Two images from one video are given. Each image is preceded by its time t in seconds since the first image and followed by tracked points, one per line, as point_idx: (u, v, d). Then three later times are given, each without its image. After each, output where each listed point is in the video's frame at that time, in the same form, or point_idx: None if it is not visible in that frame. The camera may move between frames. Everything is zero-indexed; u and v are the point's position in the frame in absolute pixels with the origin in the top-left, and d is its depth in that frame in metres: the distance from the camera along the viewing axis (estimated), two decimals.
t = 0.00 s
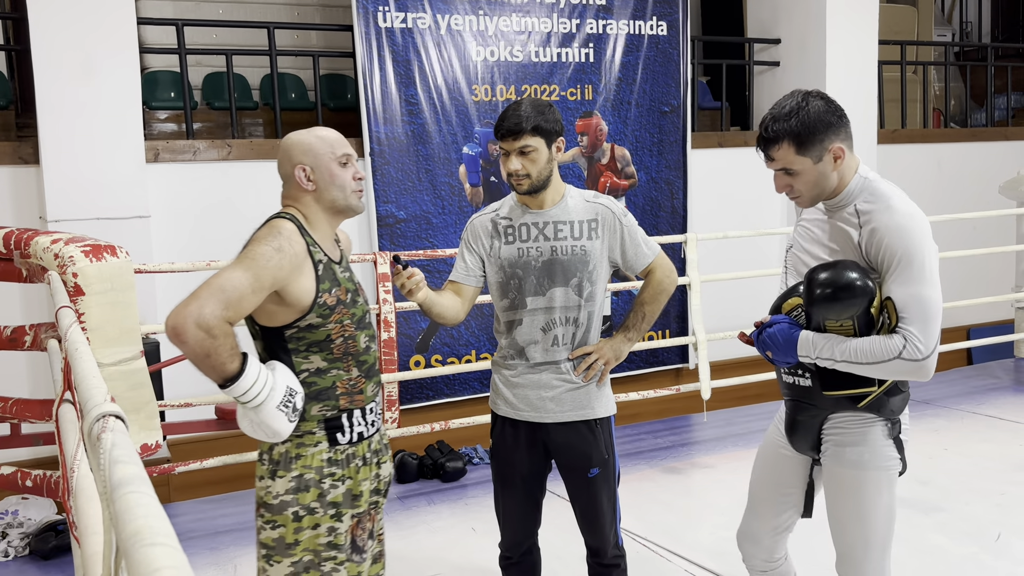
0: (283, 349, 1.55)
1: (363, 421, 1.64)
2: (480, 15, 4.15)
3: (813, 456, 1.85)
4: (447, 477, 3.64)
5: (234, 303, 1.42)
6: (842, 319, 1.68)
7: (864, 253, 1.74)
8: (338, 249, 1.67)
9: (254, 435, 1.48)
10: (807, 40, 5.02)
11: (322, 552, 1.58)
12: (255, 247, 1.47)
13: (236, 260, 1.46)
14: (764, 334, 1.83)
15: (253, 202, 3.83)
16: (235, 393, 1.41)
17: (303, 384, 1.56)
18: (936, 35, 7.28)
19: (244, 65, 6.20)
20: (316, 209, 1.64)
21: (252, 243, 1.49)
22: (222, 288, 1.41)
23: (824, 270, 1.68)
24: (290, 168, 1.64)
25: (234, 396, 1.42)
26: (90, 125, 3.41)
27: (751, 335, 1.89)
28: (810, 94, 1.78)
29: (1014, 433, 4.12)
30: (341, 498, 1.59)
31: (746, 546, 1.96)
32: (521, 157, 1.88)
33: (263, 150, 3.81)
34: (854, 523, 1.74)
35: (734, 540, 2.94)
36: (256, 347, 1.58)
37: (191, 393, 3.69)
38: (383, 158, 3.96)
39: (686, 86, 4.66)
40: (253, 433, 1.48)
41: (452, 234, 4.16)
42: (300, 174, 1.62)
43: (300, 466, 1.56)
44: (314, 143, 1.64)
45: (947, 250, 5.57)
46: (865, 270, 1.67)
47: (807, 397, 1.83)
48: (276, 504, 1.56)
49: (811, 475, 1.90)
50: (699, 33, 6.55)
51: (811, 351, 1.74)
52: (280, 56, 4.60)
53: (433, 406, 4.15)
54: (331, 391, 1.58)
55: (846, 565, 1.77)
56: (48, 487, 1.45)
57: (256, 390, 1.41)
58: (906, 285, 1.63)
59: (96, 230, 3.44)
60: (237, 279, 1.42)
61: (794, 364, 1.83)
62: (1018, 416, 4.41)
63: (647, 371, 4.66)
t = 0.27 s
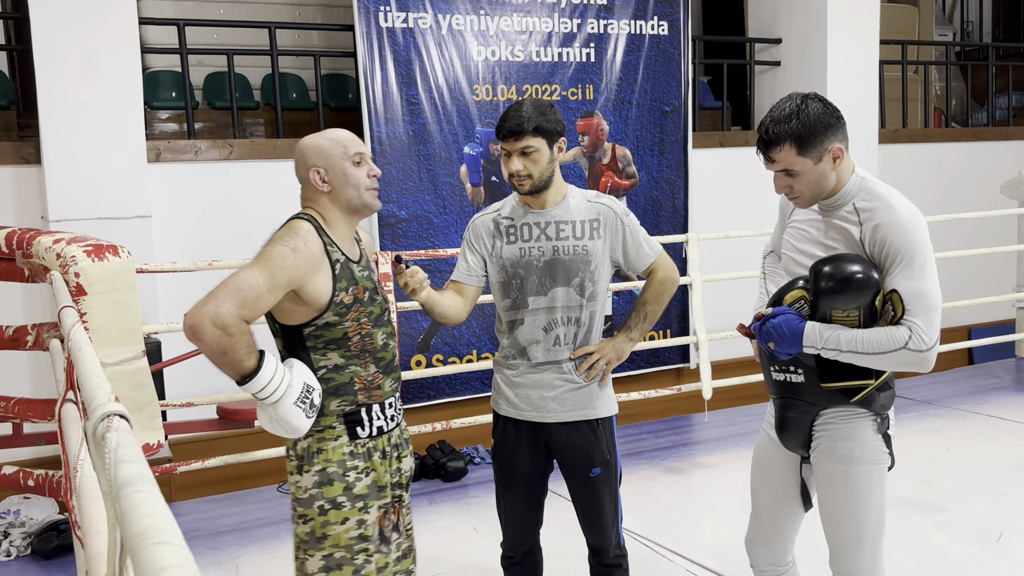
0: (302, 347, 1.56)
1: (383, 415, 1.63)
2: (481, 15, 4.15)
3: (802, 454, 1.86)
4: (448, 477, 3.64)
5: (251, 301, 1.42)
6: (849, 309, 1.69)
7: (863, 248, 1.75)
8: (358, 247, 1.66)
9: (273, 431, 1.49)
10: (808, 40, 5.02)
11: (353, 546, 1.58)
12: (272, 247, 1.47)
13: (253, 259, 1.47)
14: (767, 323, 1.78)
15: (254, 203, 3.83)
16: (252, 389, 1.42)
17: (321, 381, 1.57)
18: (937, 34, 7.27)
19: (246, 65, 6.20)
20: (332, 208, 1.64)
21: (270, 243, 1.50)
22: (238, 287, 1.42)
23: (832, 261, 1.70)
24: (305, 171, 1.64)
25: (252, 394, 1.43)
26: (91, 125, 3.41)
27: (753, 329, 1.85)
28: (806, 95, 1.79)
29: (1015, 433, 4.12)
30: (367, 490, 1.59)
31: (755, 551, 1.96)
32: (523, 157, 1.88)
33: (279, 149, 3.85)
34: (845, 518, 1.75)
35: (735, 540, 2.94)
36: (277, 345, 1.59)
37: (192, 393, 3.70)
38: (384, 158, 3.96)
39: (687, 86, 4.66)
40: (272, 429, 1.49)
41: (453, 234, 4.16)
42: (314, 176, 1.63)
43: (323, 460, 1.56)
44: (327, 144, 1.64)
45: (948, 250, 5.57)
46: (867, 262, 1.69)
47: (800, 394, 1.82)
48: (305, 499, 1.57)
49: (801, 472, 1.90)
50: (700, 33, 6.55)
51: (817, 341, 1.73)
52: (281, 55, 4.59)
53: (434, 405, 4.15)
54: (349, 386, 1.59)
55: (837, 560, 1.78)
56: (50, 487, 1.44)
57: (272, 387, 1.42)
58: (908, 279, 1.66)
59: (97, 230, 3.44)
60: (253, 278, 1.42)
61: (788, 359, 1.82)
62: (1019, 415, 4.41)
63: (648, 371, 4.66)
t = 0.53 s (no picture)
0: (309, 346, 1.56)
1: (392, 414, 1.63)
2: (483, 15, 4.14)
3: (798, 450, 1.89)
4: (450, 476, 3.64)
5: (258, 300, 1.42)
6: (848, 298, 1.75)
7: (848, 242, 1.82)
8: (365, 250, 1.67)
9: (281, 429, 1.49)
10: (810, 40, 5.01)
11: (365, 545, 1.57)
12: (279, 247, 1.48)
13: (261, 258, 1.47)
14: (770, 319, 1.80)
15: (256, 203, 3.83)
16: (261, 386, 1.42)
17: (329, 379, 1.57)
18: (938, 34, 7.26)
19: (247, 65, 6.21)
20: (343, 212, 1.64)
21: (276, 243, 1.50)
22: (246, 285, 1.42)
23: (827, 253, 1.75)
24: (324, 168, 1.64)
25: (259, 391, 1.43)
26: (93, 125, 3.42)
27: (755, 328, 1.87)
28: (785, 97, 1.87)
29: (1017, 433, 4.11)
30: (378, 488, 1.59)
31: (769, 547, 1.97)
32: (524, 157, 1.89)
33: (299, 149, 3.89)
34: (839, 509, 1.79)
35: (736, 540, 2.94)
36: (284, 343, 1.59)
37: (195, 393, 3.70)
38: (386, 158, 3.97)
39: (688, 86, 4.66)
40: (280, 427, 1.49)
41: (455, 234, 4.16)
42: (333, 176, 1.62)
43: (333, 459, 1.57)
44: (353, 149, 1.64)
45: (950, 250, 5.56)
46: (859, 254, 1.75)
47: (796, 389, 1.86)
48: (320, 497, 1.58)
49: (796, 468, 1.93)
50: (701, 33, 6.55)
51: (820, 333, 1.75)
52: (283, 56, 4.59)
53: (436, 405, 4.15)
54: (357, 384, 1.59)
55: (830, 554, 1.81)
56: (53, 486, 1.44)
57: (279, 385, 1.42)
58: (898, 266, 1.74)
59: (99, 230, 3.45)
60: (260, 277, 1.43)
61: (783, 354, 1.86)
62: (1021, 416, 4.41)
63: (650, 371, 4.66)
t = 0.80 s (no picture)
0: (309, 346, 1.56)
1: (388, 416, 1.63)
2: (483, 15, 4.14)
3: (801, 445, 1.89)
4: (451, 477, 3.64)
5: (265, 297, 1.41)
6: (838, 291, 1.77)
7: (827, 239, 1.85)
8: (370, 252, 1.66)
9: (282, 429, 1.48)
10: (810, 39, 5.01)
11: (360, 548, 1.57)
12: (286, 245, 1.48)
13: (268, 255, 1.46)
14: (767, 322, 1.82)
15: (256, 203, 3.83)
16: (264, 384, 1.40)
17: (327, 381, 1.57)
18: (939, 34, 7.26)
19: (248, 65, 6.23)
20: (351, 213, 1.64)
21: (283, 241, 1.50)
22: (254, 281, 1.41)
23: (812, 249, 1.77)
24: (330, 169, 1.64)
25: (261, 391, 1.42)
26: (94, 126, 3.42)
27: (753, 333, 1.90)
28: (750, 104, 1.91)
29: (1018, 433, 4.11)
30: (374, 491, 1.59)
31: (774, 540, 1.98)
32: (525, 157, 1.89)
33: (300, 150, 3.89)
34: (839, 501, 1.79)
35: (737, 540, 2.94)
36: (284, 343, 1.59)
37: (195, 393, 3.70)
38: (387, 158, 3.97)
39: (688, 86, 4.66)
40: (280, 427, 1.48)
41: (455, 234, 4.16)
42: (340, 177, 1.62)
43: (328, 461, 1.57)
44: (359, 148, 1.64)
45: (950, 250, 5.56)
46: (844, 248, 1.77)
47: (798, 384, 1.86)
48: (314, 499, 1.57)
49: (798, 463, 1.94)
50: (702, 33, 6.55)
51: (818, 327, 1.77)
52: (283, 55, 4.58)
53: (437, 405, 4.15)
54: (354, 386, 1.59)
55: (829, 545, 1.82)
56: (54, 487, 1.44)
57: (281, 384, 1.41)
58: (879, 253, 1.77)
59: (100, 230, 3.45)
60: (268, 274, 1.42)
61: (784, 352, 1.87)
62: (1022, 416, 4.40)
63: (651, 371, 4.66)
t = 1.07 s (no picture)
0: (300, 350, 1.56)
1: (381, 422, 1.63)
2: (483, 15, 4.14)
3: (799, 441, 1.90)
4: (451, 476, 3.64)
5: (257, 300, 1.41)
6: (828, 284, 1.79)
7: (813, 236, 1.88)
8: (360, 253, 1.66)
9: (272, 436, 1.46)
10: (810, 39, 5.01)
11: (342, 556, 1.57)
12: (276, 246, 1.47)
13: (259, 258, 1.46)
14: (762, 321, 1.84)
15: (256, 202, 3.83)
16: (260, 388, 1.39)
17: (319, 385, 1.56)
18: (939, 34, 7.25)
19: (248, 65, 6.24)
20: (341, 212, 1.64)
21: (274, 242, 1.49)
22: (246, 284, 1.41)
23: (800, 245, 1.81)
24: (322, 167, 1.63)
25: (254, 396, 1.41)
26: (94, 126, 3.42)
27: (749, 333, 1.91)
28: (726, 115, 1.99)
29: (1018, 432, 4.11)
30: (361, 499, 1.59)
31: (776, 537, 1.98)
32: (526, 157, 1.89)
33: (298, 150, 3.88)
34: (834, 496, 1.79)
35: (737, 540, 2.94)
36: (274, 346, 1.58)
37: (195, 393, 3.70)
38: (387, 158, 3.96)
39: (688, 86, 4.66)
40: (269, 433, 1.46)
41: (455, 234, 4.16)
42: (333, 174, 1.62)
43: (318, 467, 1.57)
44: (353, 146, 1.64)
45: (950, 250, 5.56)
46: (831, 246, 1.81)
47: (796, 381, 1.86)
48: (299, 506, 1.57)
49: (796, 459, 1.94)
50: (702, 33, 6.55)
51: (811, 321, 1.78)
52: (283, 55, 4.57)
53: (437, 405, 4.15)
54: (346, 391, 1.59)
55: (823, 541, 1.80)
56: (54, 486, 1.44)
57: (276, 390, 1.40)
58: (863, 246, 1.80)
59: (100, 230, 3.45)
60: (259, 277, 1.42)
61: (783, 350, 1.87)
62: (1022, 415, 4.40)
63: (651, 370, 4.66)
